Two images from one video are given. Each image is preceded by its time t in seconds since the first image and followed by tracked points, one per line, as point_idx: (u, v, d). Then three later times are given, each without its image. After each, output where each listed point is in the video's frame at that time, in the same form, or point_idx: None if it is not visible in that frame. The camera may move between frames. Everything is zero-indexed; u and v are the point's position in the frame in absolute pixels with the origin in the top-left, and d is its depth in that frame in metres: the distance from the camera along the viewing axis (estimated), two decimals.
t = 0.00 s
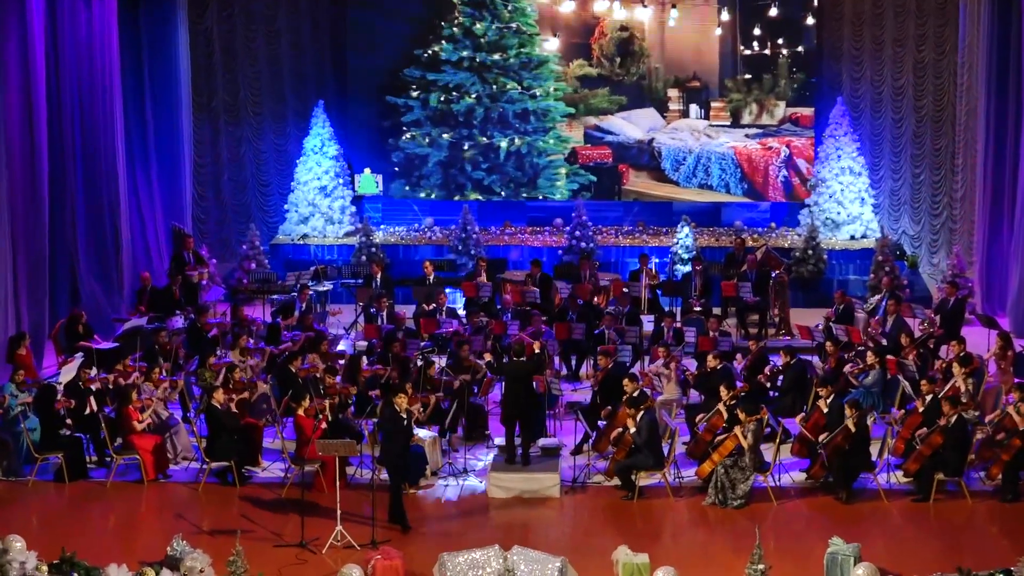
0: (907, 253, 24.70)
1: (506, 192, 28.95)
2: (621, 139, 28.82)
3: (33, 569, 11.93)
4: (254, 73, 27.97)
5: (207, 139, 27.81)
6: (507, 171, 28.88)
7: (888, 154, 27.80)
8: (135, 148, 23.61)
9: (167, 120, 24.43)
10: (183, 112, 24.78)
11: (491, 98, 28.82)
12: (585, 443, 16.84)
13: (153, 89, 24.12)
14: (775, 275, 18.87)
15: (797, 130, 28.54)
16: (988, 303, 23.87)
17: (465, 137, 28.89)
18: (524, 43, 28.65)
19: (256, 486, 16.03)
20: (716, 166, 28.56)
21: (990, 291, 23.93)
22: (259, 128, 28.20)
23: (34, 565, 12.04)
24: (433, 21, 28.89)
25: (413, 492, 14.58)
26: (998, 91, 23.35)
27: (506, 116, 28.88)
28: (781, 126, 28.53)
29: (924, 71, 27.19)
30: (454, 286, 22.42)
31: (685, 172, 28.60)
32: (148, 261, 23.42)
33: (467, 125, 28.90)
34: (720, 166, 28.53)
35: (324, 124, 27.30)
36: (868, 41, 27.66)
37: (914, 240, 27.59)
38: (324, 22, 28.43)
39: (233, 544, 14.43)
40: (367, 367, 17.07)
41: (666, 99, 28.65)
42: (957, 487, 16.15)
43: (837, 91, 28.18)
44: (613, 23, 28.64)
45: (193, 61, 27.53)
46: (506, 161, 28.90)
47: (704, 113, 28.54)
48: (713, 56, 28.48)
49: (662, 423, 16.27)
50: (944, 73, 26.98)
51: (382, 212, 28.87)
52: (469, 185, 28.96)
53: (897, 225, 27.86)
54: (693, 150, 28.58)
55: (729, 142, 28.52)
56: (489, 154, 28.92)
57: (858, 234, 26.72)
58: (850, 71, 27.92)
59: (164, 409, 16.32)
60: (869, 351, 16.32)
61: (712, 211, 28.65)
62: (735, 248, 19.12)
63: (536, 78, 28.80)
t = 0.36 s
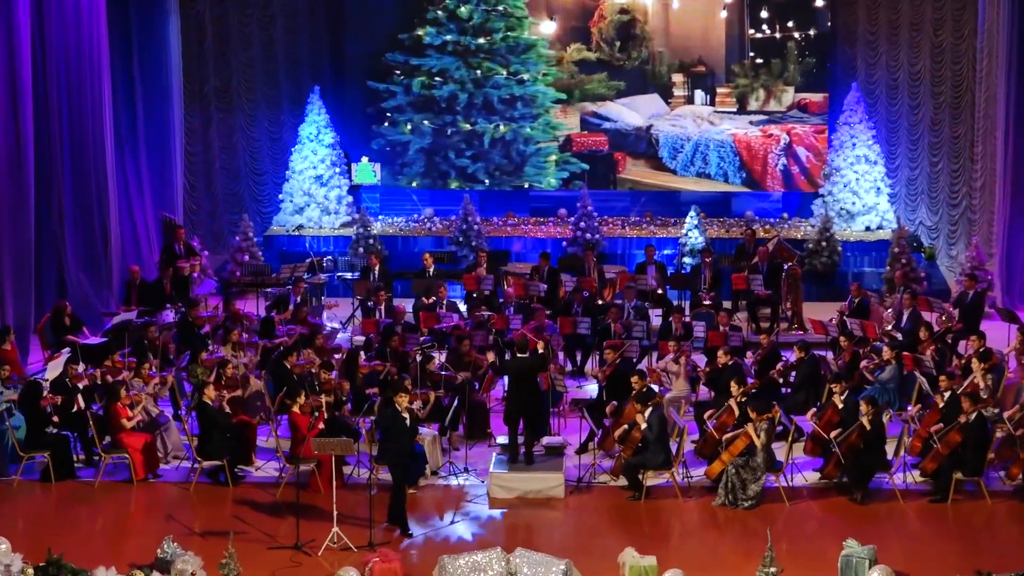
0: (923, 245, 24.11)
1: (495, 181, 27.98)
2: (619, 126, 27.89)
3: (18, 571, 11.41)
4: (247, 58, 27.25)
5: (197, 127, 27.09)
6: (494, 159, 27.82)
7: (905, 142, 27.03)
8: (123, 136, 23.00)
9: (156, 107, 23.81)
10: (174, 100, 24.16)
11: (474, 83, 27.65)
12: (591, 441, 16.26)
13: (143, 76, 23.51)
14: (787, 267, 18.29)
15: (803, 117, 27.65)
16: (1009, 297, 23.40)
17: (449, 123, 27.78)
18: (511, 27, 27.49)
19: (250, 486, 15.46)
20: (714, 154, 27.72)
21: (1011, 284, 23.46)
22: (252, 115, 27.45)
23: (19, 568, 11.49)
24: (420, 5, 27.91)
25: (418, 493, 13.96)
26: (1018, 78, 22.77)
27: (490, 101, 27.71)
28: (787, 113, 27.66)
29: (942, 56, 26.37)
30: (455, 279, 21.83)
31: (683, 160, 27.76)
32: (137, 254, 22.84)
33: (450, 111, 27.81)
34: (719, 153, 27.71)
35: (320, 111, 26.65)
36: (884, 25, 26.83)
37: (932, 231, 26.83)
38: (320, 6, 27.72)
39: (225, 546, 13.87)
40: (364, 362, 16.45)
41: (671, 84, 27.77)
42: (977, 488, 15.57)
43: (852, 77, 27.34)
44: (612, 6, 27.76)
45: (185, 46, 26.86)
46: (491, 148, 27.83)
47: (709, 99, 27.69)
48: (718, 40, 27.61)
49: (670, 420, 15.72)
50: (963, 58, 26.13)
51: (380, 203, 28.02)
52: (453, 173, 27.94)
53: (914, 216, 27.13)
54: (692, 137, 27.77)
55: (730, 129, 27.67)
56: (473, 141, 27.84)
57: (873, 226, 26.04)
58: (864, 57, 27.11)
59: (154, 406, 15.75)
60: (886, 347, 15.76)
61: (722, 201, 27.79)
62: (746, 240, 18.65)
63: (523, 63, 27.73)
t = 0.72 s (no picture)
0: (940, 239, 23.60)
1: (477, 173, 27.15)
2: (614, 116, 26.95)
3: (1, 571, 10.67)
4: (239, 48, 26.39)
5: (185, 115, 26.15)
6: (475, 150, 27.07)
7: (920, 131, 26.06)
8: (109, 124, 22.33)
9: (143, 94, 23.11)
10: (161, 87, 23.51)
11: (456, 72, 27.02)
12: (594, 442, 15.68)
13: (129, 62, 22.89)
14: (797, 262, 17.75)
15: (805, 107, 26.52)
16: None
17: (428, 113, 27.06)
18: (495, 13, 26.90)
19: (241, 489, 14.91)
20: (710, 145, 26.67)
21: None
22: (243, 103, 26.60)
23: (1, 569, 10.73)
24: None
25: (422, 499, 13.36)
26: None
27: (471, 90, 27.05)
28: (791, 103, 26.52)
29: (959, 43, 25.42)
30: (453, 274, 21.26)
31: (677, 151, 26.76)
32: (124, 247, 22.24)
33: (429, 101, 27.09)
34: (714, 145, 26.64)
35: (314, 100, 26.13)
36: (899, 9, 25.80)
37: (948, 225, 25.90)
38: None
39: (215, 551, 13.31)
40: (359, 359, 15.96)
41: (672, 72, 26.75)
42: (994, 490, 15.03)
43: (864, 65, 26.40)
44: None
45: (173, 33, 25.87)
46: (473, 138, 27.12)
47: (712, 88, 26.66)
48: (723, 26, 26.56)
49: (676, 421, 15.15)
50: (981, 44, 25.20)
51: (375, 194, 27.30)
52: (431, 164, 27.11)
53: (929, 209, 26.13)
54: (687, 127, 26.73)
55: (727, 119, 26.62)
56: (453, 132, 27.12)
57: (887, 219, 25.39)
58: (879, 44, 26.10)
59: (141, 405, 15.20)
60: (900, 343, 15.28)
61: (730, 192, 26.71)
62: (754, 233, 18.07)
63: (507, 50, 26.99)
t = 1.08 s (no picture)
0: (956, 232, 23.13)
1: (456, 164, 25.66)
2: (609, 106, 25.47)
3: None
4: (228, 35, 25.12)
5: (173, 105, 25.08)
6: (456, 141, 25.56)
7: (935, 122, 24.91)
8: (95, 114, 21.75)
9: (128, 83, 22.49)
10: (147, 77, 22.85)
11: (436, 60, 25.34)
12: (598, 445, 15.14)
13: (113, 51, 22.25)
14: (808, 256, 17.25)
15: (810, 97, 25.25)
16: None
17: (406, 103, 25.43)
18: None
19: (230, 492, 14.38)
20: (704, 137, 25.36)
21: None
22: (234, 93, 25.32)
23: None
24: None
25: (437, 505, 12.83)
26: None
27: (451, 79, 25.38)
28: (795, 93, 25.24)
29: (977, 28, 24.16)
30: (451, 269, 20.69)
31: (671, 143, 25.44)
32: (110, 242, 21.62)
33: (408, 90, 25.44)
34: (709, 136, 25.34)
35: (307, 89, 24.89)
36: None
37: (964, 218, 24.65)
38: None
39: (204, 556, 12.78)
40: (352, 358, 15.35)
41: (675, 60, 25.32)
42: (1012, 493, 14.49)
43: (879, 53, 25.20)
44: None
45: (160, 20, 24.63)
46: (454, 128, 25.53)
47: (717, 77, 25.25)
48: (729, 12, 25.21)
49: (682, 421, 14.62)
50: (999, 30, 23.88)
51: (370, 186, 25.80)
52: (408, 156, 25.64)
53: (945, 202, 24.92)
54: (682, 117, 25.38)
55: (725, 109, 25.28)
56: (432, 122, 25.55)
57: (901, 212, 24.22)
58: (893, 29, 24.96)
59: (128, 405, 14.71)
60: (915, 342, 14.75)
61: (738, 185, 25.46)
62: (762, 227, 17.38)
63: (489, 38, 25.32)
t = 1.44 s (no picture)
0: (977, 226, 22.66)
1: (441, 154, 24.39)
2: (609, 94, 24.43)
3: None
4: (219, 15, 24.15)
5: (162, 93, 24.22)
6: (442, 130, 24.27)
7: (954, 111, 24.06)
8: (82, 106, 20.96)
9: (115, 76, 21.74)
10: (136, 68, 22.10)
11: (419, 48, 24.09)
12: (605, 446, 14.59)
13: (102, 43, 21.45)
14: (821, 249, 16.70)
15: (820, 85, 24.17)
16: None
17: (389, 91, 24.15)
18: None
19: (221, 494, 13.85)
20: (704, 127, 24.33)
21: None
22: (225, 80, 24.37)
23: None
24: None
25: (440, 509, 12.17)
26: None
27: (436, 66, 24.13)
28: (804, 81, 24.18)
29: (997, 12, 23.34)
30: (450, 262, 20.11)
31: (670, 133, 24.40)
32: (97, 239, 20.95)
33: (391, 78, 24.14)
34: (709, 127, 24.31)
35: (301, 76, 24.10)
36: None
37: (984, 211, 23.91)
38: None
39: (193, 562, 12.24)
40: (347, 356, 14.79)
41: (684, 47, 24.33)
42: None
43: (895, 40, 24.32)
44: None
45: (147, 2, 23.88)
46: (440, 116, 24.26)
47: (726, 64, 24.29)
48: None
49: (691, 422, 14.10)
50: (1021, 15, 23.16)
51: (366, 178, 24.95)
52: (391, 145, 24.35)
53: (964, 193, 24.14)
54: (681, 107, 24.32)
55: (726, 99, 24.23)
56: (415, 111, 24.24)
57: (919, 204, 23.69)
58: (910, 15, 24.09)
59: (114, 405, 14.17)
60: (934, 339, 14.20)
61: (750, 176, 24.67)
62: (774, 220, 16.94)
63: (480, 24, 24.18)
